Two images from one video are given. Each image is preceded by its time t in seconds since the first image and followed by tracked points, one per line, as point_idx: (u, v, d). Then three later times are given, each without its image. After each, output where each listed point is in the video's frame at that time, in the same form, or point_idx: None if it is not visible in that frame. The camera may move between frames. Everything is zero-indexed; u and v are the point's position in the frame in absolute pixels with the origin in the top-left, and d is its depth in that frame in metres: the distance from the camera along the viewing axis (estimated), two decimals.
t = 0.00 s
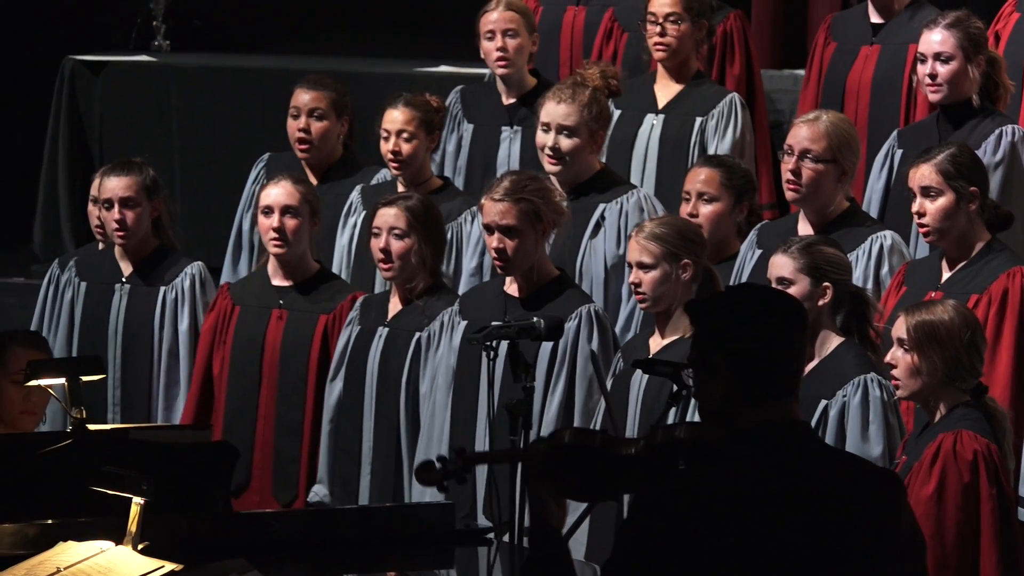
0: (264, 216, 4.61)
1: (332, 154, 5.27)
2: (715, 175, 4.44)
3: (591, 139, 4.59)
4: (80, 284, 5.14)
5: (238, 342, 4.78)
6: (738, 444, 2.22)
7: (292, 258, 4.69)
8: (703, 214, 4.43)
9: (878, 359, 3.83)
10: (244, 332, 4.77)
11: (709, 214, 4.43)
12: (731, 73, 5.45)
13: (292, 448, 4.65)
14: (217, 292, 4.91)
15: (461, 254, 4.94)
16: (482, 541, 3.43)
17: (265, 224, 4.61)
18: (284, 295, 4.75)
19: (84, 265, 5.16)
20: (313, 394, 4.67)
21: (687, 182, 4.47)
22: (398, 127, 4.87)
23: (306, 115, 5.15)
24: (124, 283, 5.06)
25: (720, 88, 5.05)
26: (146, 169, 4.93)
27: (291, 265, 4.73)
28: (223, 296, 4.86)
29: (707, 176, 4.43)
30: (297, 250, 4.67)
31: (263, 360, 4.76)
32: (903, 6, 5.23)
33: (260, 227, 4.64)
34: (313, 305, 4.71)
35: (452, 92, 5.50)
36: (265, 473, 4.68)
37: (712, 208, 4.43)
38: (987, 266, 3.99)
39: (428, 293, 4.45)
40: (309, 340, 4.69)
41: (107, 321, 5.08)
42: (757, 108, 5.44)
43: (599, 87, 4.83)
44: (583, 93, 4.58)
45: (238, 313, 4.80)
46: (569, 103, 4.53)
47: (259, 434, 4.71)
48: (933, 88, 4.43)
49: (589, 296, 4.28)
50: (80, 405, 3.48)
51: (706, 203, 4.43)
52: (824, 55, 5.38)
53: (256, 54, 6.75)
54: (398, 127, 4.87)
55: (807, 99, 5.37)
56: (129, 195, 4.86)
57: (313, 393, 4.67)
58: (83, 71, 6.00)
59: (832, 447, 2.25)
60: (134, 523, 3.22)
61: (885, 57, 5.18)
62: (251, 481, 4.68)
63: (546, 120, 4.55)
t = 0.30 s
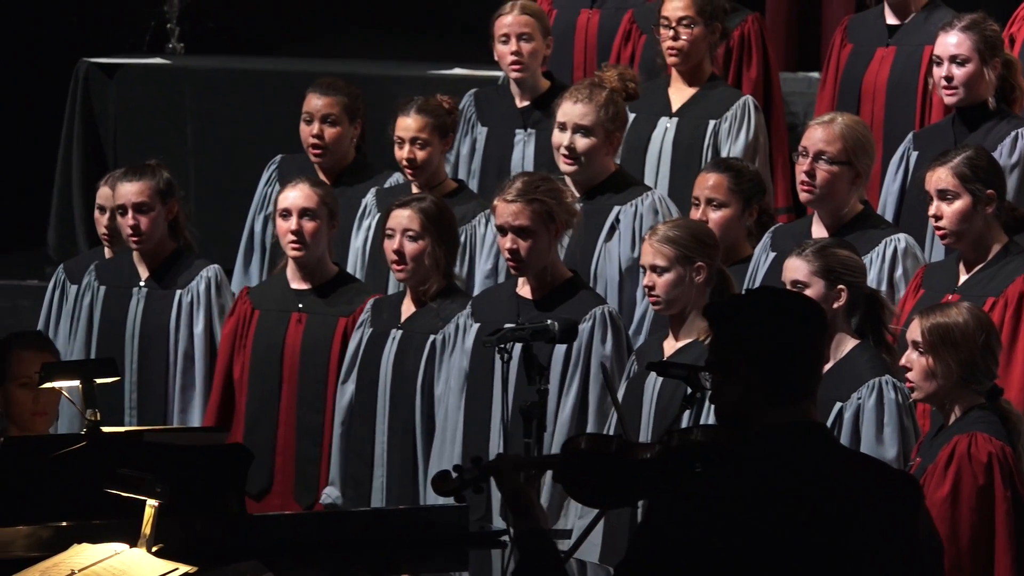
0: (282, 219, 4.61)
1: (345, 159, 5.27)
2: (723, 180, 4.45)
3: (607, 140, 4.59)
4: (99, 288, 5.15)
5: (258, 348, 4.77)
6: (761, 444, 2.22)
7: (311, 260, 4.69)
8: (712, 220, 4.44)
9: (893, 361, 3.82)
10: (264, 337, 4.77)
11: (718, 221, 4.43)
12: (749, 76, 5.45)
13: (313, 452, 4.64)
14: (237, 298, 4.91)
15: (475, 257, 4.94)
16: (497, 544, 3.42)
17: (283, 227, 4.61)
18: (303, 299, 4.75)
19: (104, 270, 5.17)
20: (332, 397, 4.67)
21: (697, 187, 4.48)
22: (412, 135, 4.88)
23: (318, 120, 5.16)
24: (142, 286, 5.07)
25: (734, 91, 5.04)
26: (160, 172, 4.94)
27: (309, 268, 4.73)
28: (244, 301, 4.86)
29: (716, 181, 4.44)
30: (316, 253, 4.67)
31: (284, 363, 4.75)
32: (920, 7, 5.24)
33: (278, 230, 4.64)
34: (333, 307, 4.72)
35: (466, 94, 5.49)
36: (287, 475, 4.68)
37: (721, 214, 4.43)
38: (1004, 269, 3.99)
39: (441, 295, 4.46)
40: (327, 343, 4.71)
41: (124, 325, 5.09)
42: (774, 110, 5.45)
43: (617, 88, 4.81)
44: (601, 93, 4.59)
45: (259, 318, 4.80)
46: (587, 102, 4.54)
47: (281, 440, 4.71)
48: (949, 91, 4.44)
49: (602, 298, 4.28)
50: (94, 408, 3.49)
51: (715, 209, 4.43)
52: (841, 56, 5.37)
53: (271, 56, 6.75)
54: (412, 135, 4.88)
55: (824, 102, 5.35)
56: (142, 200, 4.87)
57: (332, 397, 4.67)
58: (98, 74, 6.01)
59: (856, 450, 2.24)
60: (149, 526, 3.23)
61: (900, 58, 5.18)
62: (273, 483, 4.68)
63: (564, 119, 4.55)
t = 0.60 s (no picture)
0: (302, 220, 4.63)
1: (361, 160, 5.28)
2: (733, 180, 4.44)
3: (627, 142, 4.60)
4: (121, 289, 5.13)
5: (279, 352, 4.76)
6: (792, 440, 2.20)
7: (331, 261, 4.70)
8: (722, 219, 4.44)
9: (913, 363, 3.81)
10: (287, 338, 4.76)
11: (728, 220, 4.43)
12: (770, 78, 5.44)
13: (337, 455, 4.68)
14: (258, 300, 4.91)
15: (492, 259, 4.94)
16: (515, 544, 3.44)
17: (303, 228, 4.62)
18: (324, 300, 4.76)
19: (124, 271, 5.15)
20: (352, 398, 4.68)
21: (707, 187, 4.48)
22: (430, 136, 4.89)
23: (334, 122, 5.16)
24: (163, 288, 5.06)
25: (751, 93, 5.04)
26: (181, 173, 4.93)
27: (330, 269, 4.74)
28: (264, 304, 4.86)
29: (726, 181, 4.44)
30: (336, 254, 4.68)
31: (306, 365, 4.76)
32: (941, 9, 5.22)
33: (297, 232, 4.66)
34: (354, 309, 4.73)
35: (481, 97, 5.47)
36: (311, 476, 4.72)
37: (731, 213, 4.43)
38: None
39: (458, 297, 4.46)
40: (348, 346, 4.71)
41: (144, 326, 5.08)
42: (796, 114, 5.45)
43: (637, 91, 4.82)
44: (621, 95, 4.60)
45: (280, 320, 4.80)
46: (608, 104, 4.55)
47: (304, 442, 4.72)
48: (968, 92, 4.43)
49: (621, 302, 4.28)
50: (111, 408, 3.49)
51: (725, 208, 4.43)
52: (861, 57, 5.37)
53: (285, 57, 6.77)
54: (430, 136, 4.89)
55: (843, 103, 5.35)
56: (163, 202, 4.86)
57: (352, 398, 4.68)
58: (116, 76, 6.02)
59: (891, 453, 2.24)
60: (166, 527, 3.21)
61: (921, 60, 5.18)
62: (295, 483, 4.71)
63: (584, 120, 4.56)
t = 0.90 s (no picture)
0: (314, 222, 4.63)
1: (369, 164, 5.29)
2: (739, 182, 4.45)
3: (639, 142, 4.59)
4: (136, 291, 5.13)
5: (293, 352, 4.78)
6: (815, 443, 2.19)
7: (344, 262, 4.70)
8: (729, 222, 4.43)
9: (926, 364, 3.82)
10: (299, 341, 4.77)
11: (735, 222, 4.43)
12: (788, 80, 5.46)
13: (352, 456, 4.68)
14: (272, 302, 4.92)
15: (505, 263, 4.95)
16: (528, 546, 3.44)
17: (315, 231, 4.62)
18: (338, 303, 4.77)
19: (139, 272, 5.14)
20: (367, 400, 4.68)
21: (712, 191, 4.48)
22: (444, 133, 4.87)
23: (344, 125, 5.16)
24: (179, 290, 5.06)
25: (763, 94, 5.05)
26: (196, 175, 4.92)
27: (344, 269, 4.73)
28: (279, 306, 4.87)
29: (731, 184, 4.44)
30: (349, 254, 4.68)
31: (320, 366, 4.76)
32: (957, 11, 5.21)
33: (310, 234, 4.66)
34: (367, 310, 4.72)
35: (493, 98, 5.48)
36: (326, 477, 4.70)
37: (738, 216, 4.43)
38: None
39: (467, 298, 4.48)
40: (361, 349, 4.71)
41: (160, 328, 5.09)
42: (812, 117, 5.45)
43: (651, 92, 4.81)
44: (634, 95, 4.59)
45: (295, 323, 4.80)
46: (620, 103, 4.55)
47: (319, 444, 4.71)
48: (981, 92, 4.41)
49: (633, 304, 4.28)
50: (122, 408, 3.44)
51: (731, 212, 4.44)
52: (875, 59, 5.36)
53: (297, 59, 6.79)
54: (444, 133, 4.87)
55: (857, 106, 5.36)
56: (180, 206, 4.87)
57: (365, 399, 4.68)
58: (128, 77, 6.04)
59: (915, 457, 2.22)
60: (178, 529, 3.20)
61: (937, 63, 5.16)
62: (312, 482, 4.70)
63: (597, 119, 4.55)
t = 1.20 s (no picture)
0: (323, 222, 4.63)
1: (376, 163, 5.28)
2: (745, 179, 4.45)
3: (650, 141, 4.59)
4: (144, 292, 5.12)
5: (300, 352, 4.79)
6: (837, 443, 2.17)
7: (353, 262, 4.70)
8: (735, 218, 4.43)
9: (936, 366, 3.84)
10: (307, 341, 4.77)
11: (741, 218, 4.43)
12: (802, 81, 5.45)
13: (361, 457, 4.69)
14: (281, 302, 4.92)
15: (513, 264, 4.97)
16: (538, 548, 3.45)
17: (324, 230, 4.62)
18: (346, 303, 4.77)
19: (148, 272, 5.13)
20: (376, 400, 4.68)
21: (718, 187, 4.49)
22: (454, 130, 4.89)
23: (350, 125, 5.16)
24: (189, 291, 5.06)
25: (773, 95, 5.05)
26: (209, 176, 4.91)
27: (352, 270, 4.73)
28: (287, 306, 4.86)
29: (737, 180, 4.45)
30: (358, 254, 4.68)
31: (329, 367, 4.77)
32: (969, 12, 5.18)
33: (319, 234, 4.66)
34: (374, 310, 4.74)
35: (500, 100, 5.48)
36: (334, 479, 4.70)
37: (744, 212, 4.42)
38: None
39: (471, 298, 4.48)
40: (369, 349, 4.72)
41: (171, 328, 5.09)
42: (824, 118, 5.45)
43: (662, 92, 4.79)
44: (647, 94, 4.60)
45: (302, 322, 4.80)
46: (633, 103, 4.55)
47: (329, 446, 4.71)
48: (990, 93, 4.41)
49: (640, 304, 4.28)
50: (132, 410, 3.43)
51: (738, 207, 4.44)
52: (885, 60, 5.34)
53: (306, 60, 6.80)
54: (454, 130, 4.89)
55: (867, 106, 5.34)
56: (193, 207, 4.86)
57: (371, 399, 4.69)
58: (136, 78, 6.07)
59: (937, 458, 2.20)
60: (187, 529, 3.23)
61: (949, 65, 5.14)
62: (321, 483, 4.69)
63: (609, 118, 4.56)
